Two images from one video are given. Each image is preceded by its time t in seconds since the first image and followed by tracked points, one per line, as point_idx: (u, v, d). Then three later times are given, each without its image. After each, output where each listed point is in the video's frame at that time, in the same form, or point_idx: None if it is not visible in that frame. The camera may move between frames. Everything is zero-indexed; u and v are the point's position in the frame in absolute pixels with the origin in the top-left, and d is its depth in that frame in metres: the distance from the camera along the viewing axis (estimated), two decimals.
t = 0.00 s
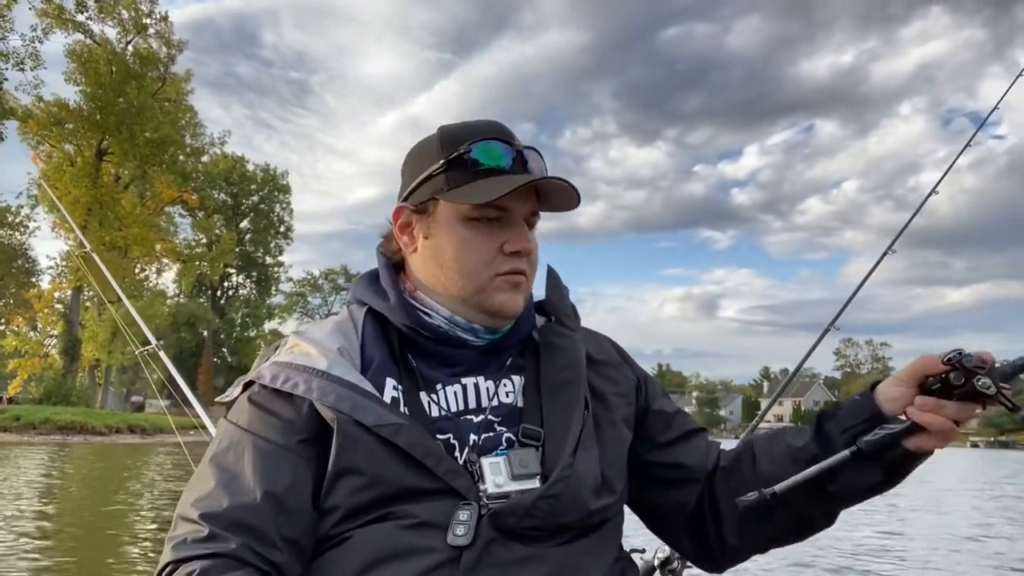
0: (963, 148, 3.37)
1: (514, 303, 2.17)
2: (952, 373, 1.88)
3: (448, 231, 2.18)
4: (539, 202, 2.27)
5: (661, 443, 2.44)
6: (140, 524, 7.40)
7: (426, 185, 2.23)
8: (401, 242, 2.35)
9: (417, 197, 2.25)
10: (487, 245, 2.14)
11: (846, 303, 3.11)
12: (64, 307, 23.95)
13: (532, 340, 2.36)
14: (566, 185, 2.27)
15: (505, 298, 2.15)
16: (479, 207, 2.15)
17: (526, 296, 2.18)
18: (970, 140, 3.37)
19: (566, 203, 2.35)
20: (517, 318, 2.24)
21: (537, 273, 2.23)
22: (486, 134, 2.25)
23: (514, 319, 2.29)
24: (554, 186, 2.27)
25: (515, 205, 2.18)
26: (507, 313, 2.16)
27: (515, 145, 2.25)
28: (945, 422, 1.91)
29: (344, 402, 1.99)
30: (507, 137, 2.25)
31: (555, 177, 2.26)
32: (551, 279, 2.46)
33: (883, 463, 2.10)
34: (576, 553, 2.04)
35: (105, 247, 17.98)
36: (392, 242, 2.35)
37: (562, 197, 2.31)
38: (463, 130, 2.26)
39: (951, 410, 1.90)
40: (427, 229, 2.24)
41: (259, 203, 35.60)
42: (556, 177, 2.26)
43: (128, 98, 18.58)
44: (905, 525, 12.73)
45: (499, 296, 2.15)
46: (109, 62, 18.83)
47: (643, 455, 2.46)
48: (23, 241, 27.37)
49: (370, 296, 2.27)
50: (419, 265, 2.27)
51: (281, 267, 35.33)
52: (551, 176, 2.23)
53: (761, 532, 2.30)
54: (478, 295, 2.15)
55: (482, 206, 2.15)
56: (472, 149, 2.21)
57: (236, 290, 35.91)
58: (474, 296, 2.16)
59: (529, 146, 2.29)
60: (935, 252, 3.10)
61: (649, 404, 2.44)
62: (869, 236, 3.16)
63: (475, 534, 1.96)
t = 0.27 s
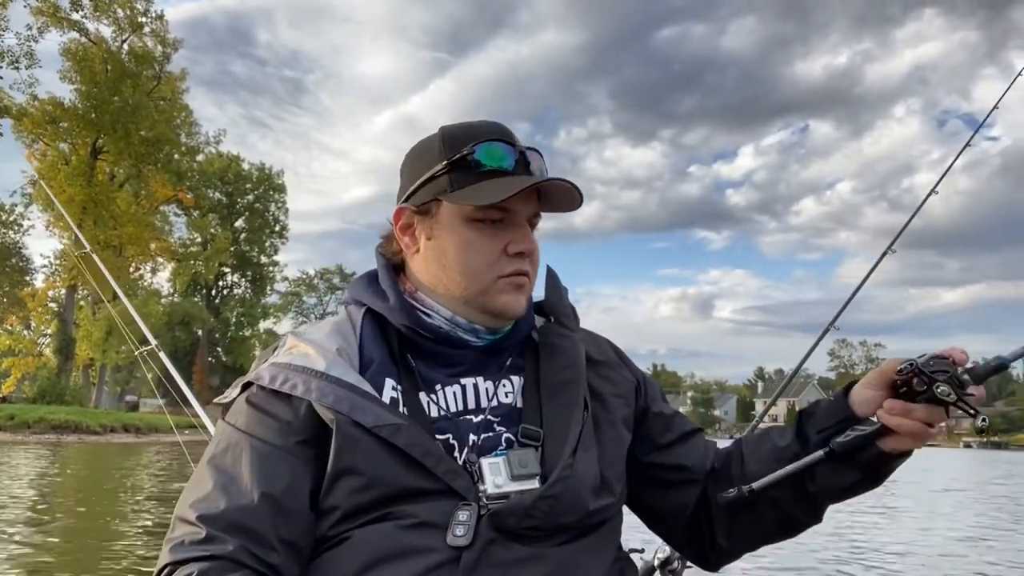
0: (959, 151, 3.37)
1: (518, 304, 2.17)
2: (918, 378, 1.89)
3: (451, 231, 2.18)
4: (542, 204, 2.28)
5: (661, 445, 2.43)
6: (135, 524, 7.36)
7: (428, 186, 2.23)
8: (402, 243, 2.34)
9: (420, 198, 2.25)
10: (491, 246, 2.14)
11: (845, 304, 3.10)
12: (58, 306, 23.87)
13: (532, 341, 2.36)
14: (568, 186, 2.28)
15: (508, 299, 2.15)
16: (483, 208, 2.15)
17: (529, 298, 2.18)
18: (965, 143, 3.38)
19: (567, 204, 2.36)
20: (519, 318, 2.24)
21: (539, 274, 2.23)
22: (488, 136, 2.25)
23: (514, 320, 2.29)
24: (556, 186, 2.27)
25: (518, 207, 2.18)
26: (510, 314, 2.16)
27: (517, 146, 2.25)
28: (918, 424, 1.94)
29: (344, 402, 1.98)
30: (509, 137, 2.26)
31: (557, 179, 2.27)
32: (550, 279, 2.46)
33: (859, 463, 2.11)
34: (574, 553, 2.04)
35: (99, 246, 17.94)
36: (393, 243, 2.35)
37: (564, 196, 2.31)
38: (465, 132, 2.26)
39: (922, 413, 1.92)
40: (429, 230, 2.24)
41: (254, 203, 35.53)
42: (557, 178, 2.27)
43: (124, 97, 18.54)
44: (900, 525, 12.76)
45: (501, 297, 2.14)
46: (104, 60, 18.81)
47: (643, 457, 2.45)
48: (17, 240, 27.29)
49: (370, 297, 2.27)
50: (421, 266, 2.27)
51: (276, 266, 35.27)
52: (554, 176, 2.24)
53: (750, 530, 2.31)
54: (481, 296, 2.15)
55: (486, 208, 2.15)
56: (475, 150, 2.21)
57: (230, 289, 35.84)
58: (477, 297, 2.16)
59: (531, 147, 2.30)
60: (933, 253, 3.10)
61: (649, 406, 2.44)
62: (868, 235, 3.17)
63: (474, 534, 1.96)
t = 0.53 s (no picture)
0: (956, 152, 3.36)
1: (516, 305, 2.17)
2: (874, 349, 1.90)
3: (449, 232, 2.18)
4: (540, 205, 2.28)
5: (662, 443, 2.44)
6: (130, 524, 7.33)
7: (427, 187, 2.23)
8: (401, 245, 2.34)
9: (419, 199, 2.25)
10: (490, 246, 2.14)
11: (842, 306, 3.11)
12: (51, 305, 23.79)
13: (531, 341, 2.37)
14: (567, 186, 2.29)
15: (507, 300, 2.15)
16: (482, 208, 2.15)
17: (528, 298, 2.18)
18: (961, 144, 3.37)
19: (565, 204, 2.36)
20: (518, 319, 2.24)
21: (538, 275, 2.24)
22: (487, 136, 2.25)
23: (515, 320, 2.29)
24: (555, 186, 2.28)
25: (516, 207, 2.18)
26: (509, 314, 2.17)
27: (515, 146, 2.26)
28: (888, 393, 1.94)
29: (344, 403, 1.98)
30: (507, 137, 2.26)
31: (555, 178, 2.27)
32: (550, 280, 2.47)
33: (855, 454, 2.11)
34: (574, 552, 2.04)
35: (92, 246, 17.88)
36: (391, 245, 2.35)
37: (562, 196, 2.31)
38: (464, 132, 2.27)
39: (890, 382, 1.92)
40: (428, 231, 2.24)
41: (248, 202, 35.44)
42: (556, 179, 2.27)
43: (118, 96, 18.51)
44: (895, 525, 12.80)
45: (501, 297, 2.15)
46: (98, 59, 18.78)
47: (644, 457, 2.46)
48: (10, 239, 27.18)
49: (370, 297, 2.27)
50: (419, 267, 2.27)
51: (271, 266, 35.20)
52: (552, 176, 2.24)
53: (750, 526, 2.30)
54: (480, 296, 2.15)
55: (485, 208, 2.15)
56: (475, 151, 2.21)
57: (225, 288, 35.76)
58: (476, 297, 2.16)
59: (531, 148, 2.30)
60: (929, 255, 3.10)
61: (648, 406, 2.45)
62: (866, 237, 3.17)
63: (475, 534, 1.96)
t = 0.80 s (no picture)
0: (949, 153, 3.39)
1: (521, 304, 2.17)
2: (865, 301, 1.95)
3: (453, 233, 2.19)
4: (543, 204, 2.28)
5: (665, 434, 2.45)
6: (124, 525, 7.31)
7: (431, 189, 2.23)
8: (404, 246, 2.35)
9: (422, 200, 2.25)
10: (493, 246, 2.15)
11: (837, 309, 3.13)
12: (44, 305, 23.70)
13: (532, 341, 2.37)
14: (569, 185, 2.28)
15: (511, 300, 2.15)
16: (486, 209, 2.15)
17: (532, 298, 2.19)
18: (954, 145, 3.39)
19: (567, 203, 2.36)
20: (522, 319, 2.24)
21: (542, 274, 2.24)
22: (490, 137, 2.25)
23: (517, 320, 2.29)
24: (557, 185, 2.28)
25: (520, 207, 2.18)
26: (514, 314, 2.17)
27: (518, 146, 2.25)
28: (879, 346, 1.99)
29: (346, 403, 1.98)
30: (509, 138, 2.26)
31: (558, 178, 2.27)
32: (549, 280, 2.47)
33: (854, 410, 2.14)
34: (576, 551, 2.05)
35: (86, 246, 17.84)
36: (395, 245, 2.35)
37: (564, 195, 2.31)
38: (466, 133, 2.27)
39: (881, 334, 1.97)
40: (432, 232, 2.24)
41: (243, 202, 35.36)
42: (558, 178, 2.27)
43: (112, 95, 18.50)
44: (890, 525, 12.83)
45: (504, 297, 2.15)
46: (92, 58, 18.74)
47: (646, 450, 2.46)
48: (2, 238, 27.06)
49: (372, 299, 2.28)
50: (423, 268, 2.27)
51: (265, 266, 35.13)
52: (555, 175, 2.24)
53: (763, 504, 2.31)
54: (484, 296, 2.15)
55: (489, 208, 2.15)
56: (478, 151, 2.21)
57: (219, 288, 35.68)
58: (480, 298, 2.16)
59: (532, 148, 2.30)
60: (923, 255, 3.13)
61: (650, 401, 2.46)
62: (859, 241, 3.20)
63: (477, 534, 1.96)
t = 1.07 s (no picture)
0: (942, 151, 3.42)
1: (524, 304, 2.18)
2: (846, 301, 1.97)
3: (456, 233, 2.19)
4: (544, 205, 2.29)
5: (664, 435, 2.45)
6: (119, 526, 7.30)
7: (432, 190, 2.23)
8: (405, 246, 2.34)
9: (424, 201, 2.25)
10: (497, 246, 2.15)
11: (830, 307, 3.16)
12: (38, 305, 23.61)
13: (533, 342, 2.37)
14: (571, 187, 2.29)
15: (515, 299, 2.16)
16: (489, 210, 2.16)
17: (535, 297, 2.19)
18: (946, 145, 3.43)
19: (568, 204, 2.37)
20: (525, 319, 2.25)
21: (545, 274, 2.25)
22: (491, 138, 2.26)
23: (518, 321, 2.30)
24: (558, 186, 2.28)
25: (523, 207, 2.19)
26: (517, 314, 2.17)
27: (519, 146, 2.26)
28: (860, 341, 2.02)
29: (348, 402, 1.98)
30: (511, 138, 2.26)
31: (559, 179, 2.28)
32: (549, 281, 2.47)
33: (845, 409, 2.13)
34: (577, 550, 2.05)
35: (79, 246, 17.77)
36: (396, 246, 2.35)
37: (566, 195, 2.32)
38: (469, 133, 2.27)
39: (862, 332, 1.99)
40: (435, 232, 2.24)
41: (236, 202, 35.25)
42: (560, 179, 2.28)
43: (105, 95, 18.43)
44: (885, 524, 12.87)
45: (508, 297, 2.15)
46: (85, 58, 18.68)
47: (645, 451, 2.47)
48: None
49: (373, 299, 2.27)
50: (425, 268, 2.27)
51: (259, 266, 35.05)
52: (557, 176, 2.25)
53: (760, 501, 2.32)
54: (488, 296, 2.16)
55: (492, 209, 2.16)
56: (480, 152, 2.22)
57: (212, 288, 35.59)
58: (483, 297, 2.16)
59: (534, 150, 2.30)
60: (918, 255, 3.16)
61: (649, 403, 2.46)
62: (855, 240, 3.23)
63: (479, 533, 1.96)
